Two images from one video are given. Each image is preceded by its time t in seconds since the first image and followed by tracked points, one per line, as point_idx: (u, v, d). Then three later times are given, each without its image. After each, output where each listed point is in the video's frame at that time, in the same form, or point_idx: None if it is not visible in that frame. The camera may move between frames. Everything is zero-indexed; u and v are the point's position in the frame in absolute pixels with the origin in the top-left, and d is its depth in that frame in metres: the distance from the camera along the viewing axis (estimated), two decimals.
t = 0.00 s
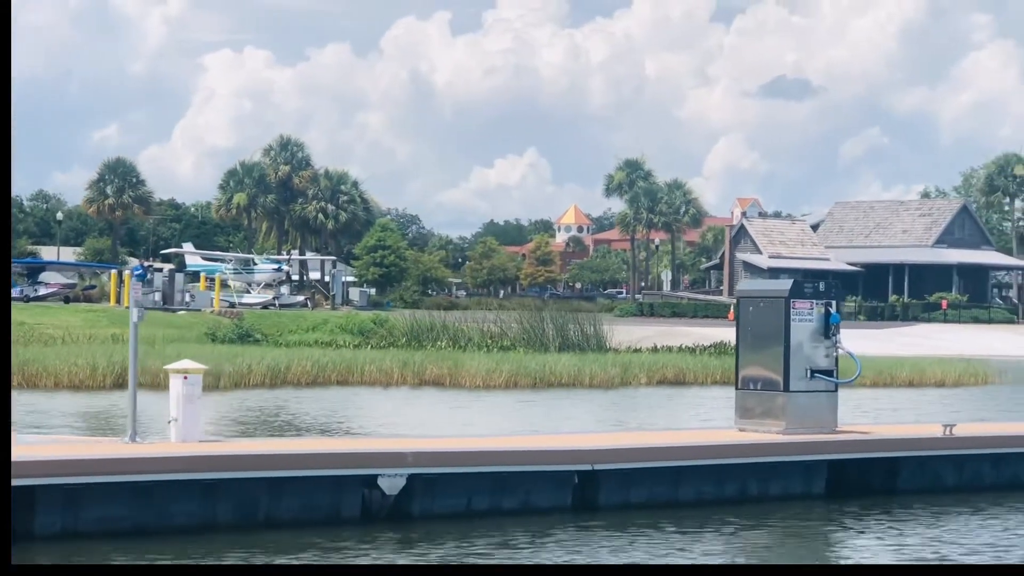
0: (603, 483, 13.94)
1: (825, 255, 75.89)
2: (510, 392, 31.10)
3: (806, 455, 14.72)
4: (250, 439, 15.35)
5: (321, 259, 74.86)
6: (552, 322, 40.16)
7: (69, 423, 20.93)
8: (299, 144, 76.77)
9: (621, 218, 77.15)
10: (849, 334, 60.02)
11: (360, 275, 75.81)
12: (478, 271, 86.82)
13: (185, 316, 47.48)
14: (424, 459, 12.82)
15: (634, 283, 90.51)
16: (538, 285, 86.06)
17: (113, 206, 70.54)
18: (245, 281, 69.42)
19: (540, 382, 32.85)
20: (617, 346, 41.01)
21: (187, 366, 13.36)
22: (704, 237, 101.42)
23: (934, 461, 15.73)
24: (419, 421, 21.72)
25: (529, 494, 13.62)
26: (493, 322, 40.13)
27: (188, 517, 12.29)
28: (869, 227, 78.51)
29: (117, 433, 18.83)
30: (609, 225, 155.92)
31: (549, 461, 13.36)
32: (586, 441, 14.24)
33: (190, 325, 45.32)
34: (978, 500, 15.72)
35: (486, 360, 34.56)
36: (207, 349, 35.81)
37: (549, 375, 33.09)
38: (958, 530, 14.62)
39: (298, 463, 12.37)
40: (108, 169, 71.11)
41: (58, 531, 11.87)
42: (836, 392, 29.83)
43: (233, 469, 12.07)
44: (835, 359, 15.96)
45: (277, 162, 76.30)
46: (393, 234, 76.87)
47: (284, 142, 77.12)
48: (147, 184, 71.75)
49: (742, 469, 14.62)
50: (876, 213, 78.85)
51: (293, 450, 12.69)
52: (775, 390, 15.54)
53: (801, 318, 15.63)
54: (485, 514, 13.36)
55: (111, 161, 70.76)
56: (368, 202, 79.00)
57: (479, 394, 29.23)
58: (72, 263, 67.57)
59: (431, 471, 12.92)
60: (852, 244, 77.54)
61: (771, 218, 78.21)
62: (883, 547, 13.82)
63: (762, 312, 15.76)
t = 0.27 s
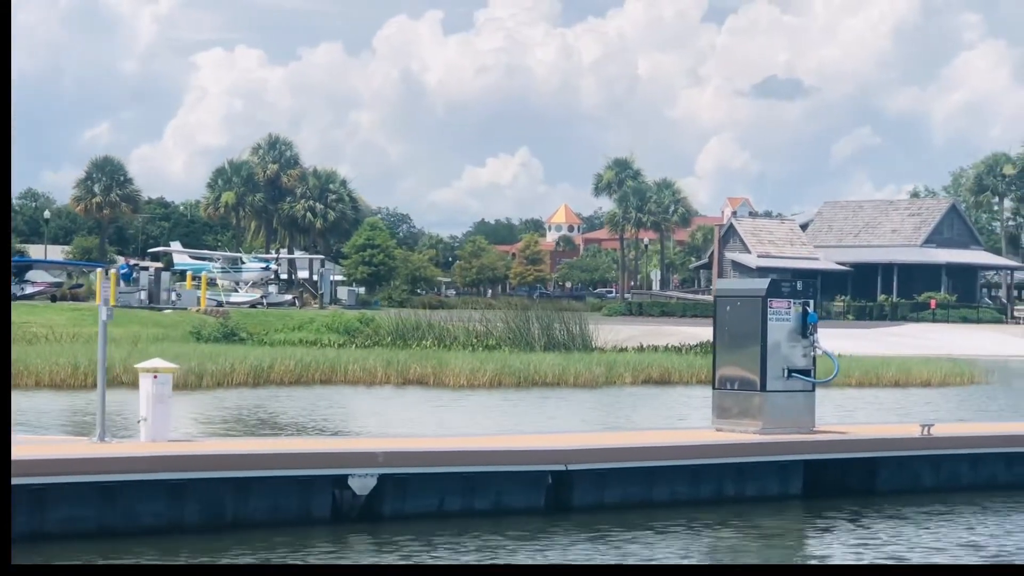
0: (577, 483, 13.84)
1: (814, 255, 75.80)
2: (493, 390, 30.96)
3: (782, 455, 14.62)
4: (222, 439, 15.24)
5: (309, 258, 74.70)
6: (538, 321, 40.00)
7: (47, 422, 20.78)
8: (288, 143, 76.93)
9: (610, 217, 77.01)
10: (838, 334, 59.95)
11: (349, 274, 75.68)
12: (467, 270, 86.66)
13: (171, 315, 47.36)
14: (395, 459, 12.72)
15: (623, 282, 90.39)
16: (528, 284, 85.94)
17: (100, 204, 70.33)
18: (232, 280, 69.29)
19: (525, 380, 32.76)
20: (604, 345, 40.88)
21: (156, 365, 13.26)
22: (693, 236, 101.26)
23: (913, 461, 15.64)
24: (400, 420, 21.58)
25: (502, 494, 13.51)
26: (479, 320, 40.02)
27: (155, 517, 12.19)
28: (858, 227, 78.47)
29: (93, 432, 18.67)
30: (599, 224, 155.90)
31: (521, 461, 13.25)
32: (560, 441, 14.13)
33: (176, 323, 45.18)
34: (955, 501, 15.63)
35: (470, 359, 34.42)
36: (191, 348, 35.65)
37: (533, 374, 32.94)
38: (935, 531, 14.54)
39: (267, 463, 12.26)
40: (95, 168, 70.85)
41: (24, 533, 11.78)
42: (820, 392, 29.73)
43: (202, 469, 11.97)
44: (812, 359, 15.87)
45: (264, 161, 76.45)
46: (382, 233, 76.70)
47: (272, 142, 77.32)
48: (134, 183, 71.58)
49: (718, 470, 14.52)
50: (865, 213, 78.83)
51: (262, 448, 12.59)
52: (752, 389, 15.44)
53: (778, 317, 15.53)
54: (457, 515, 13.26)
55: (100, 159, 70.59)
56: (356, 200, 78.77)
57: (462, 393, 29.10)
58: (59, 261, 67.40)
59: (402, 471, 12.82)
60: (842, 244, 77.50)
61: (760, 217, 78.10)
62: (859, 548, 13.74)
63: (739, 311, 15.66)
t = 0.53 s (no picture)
0: (551, 482, 13.75)
1: (804, 253, 75.67)
2: (477, 387, 30.86)
3: (758, 454, 14.53)
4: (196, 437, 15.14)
5: (297, 256, 74.65)
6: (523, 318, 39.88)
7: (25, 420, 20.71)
8: (277, 141, 76.84)
9: (599, 215, 76.87)
10: (827, 332, 59.95)
11: (338, 271, 75.64)
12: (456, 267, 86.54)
13: (157, 312, 47.33)
14: (366, 457, 12.63)
15: (613, 280, 90.33)
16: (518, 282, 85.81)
17: (88, 201, 70.18)
18: (221, 277, 69.20)
19: (509, 379, 32.70)
20: (589, 342, 40.79)
21: (126, 362, 13.15)
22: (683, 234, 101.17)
23: (889, 459, 15.58)
24: (379, 418, 21.49)
25: (474, 493, 13.41)
26: (465, 318, 39.89)
27: (120, 517, 12.09)
28: (848, 224, 78.45)
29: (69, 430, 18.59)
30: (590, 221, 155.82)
31: (494, 460, 13.16)
32: (534, 438, 14.04)
33: (160, 320, 45.10)
34: (933, 500, 15.55)
35: (454, 356, 34.32)
36: (176, 346, 35.55)
37: (518, 372, 32.85)
38: (912, 530, 14.45)
39: (237, 461, 12.15)
40: (84, 165, 70.63)
41: None
42: (804, 391, 29.66)
43: (171, 467, 11.87)
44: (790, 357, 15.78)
45: (253, 158, 76.44)
46: (371, 230, 76.58)
47: (261, 139, 77.17)
48: (122, 180, 71.38)
49: (692, 470, 14.44)
50: (855, 211, 78.83)
51: (231, 447, 12.50)
52: (729, 388, 15.34)
53: (755, 315, 15.44)
54: (429, 514, 13.18)
55: (89, 156, 70.37)
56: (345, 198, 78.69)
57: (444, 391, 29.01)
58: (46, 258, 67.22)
59: (373, 469, 12.72)
60: (831, 242, 77.46)
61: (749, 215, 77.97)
62: (835, 548, 13.65)
63: (715, 308, 15.56)
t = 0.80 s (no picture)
0: (519, 482, 13.65)
1: (789, 251, 75.59)
2: (457, 386, 30.78)
3: (728, 453, 14.44)
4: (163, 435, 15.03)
5: (282, 254, 74.56)
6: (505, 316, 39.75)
7: None
8: (262, 138, 76.52)
9: (584, 213, 76.73)
10: (811, 331, 59.91)
11: (323, 269, 75.62)
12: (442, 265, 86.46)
13: (139, 309, 47.26)
14: (332, 456, 12.52)
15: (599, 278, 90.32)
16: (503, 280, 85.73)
17: (72, 198, 70.02)
18: (205, 275, 69.09)
19: (490, 376, 32.60)
20: (571, 340, 40.70)
21: (91, 361, 13.04)
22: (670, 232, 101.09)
23: (862, 458, 15.50)
24: (355, 416, 21.42)
25: (442, 492, 13.31)
26: (447, 316, 39.77)
27: (83, 516, 11.99)
28: (833, 223, 78.45)
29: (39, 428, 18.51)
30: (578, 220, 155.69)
31: (462, 459, 13.06)
32: (503, 437, 13.93)
33: (143, 318, 45.00)
34: (906, 499, 15.48)
35: (436, 355, 34.21)
36: (156, 343, 35.45)
37: (499, 370, 32.73)
38: (885, 529, 14.38)
39: (199, 461, 12.04)
40: (68, 163, 70.14)
41: None
42: (784, 389, 29.57)
43: (135, 466, 11.76)
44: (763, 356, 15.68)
45: (238, 155, 76.23)
46: (356, 228, 76.36)
47: (246, 136, 76.99)
48: (106, 177, 71.21)
49: (663, 468, 14.35)
50: (841, 210, 78.85)
51: (195, 447, 12.39)
52: (701, 387, 15.24)
53: (729, 313, 15.33)
54: (396, 514, 13.07)
55: (73, 155, 69.53)
56: (330, 196, 78.66)
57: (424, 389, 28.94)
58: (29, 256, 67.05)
59: (339, 468, 12.61)
60: (817, 240, 77.45)
61: (735, 214, 77.92)
62: (808, 546, 13.56)
63: (689, 307, 15.45)
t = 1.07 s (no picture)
0: (486, 482, 13.50)
1: (770, 251, 75.50)
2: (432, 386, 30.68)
3: (696, 453, 14.34)
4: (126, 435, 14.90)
5: (263, 253, 74.45)
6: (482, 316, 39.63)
7: None
8: (242, 137, 76.47)
9: (565, 212, 76.65)
10: (791, 331, 59.86)
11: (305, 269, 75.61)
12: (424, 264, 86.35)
13: (117, 308, 47.14)
14: (293, 456, 12.40)
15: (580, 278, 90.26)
16: (485, 279, 85.62)
17: (51, 197, 69.80)
18: (185, 274, 68.94)
19: (467, 376, 32.50)
20: (549, 339, 40.61)
21: (52, 360, 12.91)
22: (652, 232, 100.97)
23: (832, 459, 15.40)
24: (327, 416, 21.31)
25: (406, 492, 13.20)
26: (424, 316, 39.67)
27: (42, 518, 11.88)
28: (814, 223, 78.45)
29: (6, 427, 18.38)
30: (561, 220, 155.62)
31: (426, 459, 12.95)
32: (468, 437, 13.82)
33: (121, 317, 44.86)
34: (876, 499, 15.39)
35: (412, 355, 34.09)
36: (132, 342, 35.32)
37: (476, 370, 32.62)
38: (854, 530, 14.30)
39: (159, 461, 11.92)
40: (48, 162, 70.31)
41: None
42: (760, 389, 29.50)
43: (94, 467, 11.65)
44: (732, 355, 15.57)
45: (218, 154, 76.01)
46: (338, 228, 76.52)
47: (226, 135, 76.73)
48: (86, 176, 71.01)
49: (630, 469, 14.24)
50: (822, 210, 78.84)
51: (155, 447, 12.27)
52: (670, 386, 15.14)
53: (697, 313, 15.23)
54: (359, 514, 12.96)
55: (53, 152, 70.04)
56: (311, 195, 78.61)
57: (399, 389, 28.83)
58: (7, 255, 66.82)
59: (301, 468, 12.50)
60: (797, 240, 77.43)
61: (716, 214, 77.86)
62: (774, 548, 13.48)
63: (657, 307, 15.36)
